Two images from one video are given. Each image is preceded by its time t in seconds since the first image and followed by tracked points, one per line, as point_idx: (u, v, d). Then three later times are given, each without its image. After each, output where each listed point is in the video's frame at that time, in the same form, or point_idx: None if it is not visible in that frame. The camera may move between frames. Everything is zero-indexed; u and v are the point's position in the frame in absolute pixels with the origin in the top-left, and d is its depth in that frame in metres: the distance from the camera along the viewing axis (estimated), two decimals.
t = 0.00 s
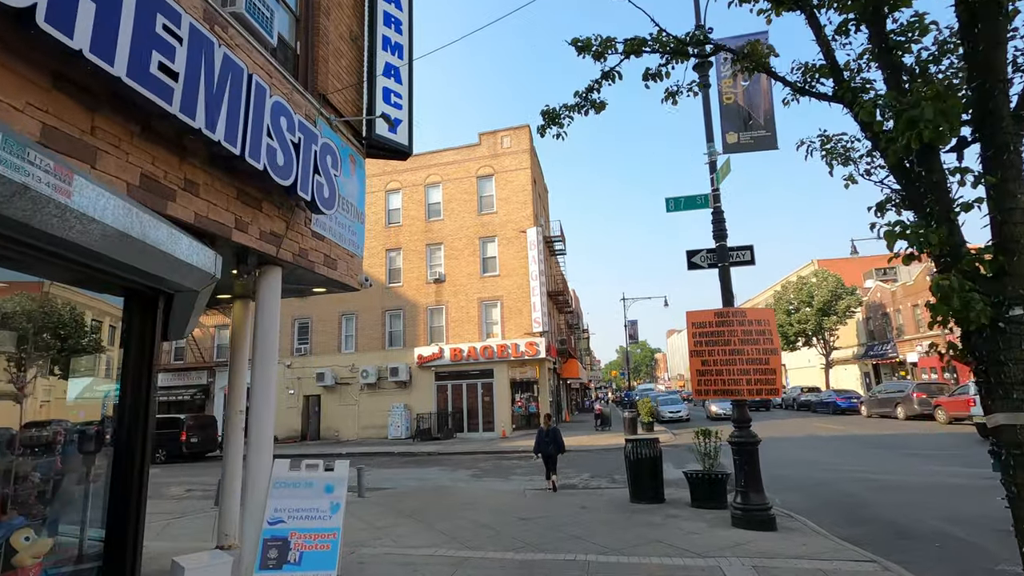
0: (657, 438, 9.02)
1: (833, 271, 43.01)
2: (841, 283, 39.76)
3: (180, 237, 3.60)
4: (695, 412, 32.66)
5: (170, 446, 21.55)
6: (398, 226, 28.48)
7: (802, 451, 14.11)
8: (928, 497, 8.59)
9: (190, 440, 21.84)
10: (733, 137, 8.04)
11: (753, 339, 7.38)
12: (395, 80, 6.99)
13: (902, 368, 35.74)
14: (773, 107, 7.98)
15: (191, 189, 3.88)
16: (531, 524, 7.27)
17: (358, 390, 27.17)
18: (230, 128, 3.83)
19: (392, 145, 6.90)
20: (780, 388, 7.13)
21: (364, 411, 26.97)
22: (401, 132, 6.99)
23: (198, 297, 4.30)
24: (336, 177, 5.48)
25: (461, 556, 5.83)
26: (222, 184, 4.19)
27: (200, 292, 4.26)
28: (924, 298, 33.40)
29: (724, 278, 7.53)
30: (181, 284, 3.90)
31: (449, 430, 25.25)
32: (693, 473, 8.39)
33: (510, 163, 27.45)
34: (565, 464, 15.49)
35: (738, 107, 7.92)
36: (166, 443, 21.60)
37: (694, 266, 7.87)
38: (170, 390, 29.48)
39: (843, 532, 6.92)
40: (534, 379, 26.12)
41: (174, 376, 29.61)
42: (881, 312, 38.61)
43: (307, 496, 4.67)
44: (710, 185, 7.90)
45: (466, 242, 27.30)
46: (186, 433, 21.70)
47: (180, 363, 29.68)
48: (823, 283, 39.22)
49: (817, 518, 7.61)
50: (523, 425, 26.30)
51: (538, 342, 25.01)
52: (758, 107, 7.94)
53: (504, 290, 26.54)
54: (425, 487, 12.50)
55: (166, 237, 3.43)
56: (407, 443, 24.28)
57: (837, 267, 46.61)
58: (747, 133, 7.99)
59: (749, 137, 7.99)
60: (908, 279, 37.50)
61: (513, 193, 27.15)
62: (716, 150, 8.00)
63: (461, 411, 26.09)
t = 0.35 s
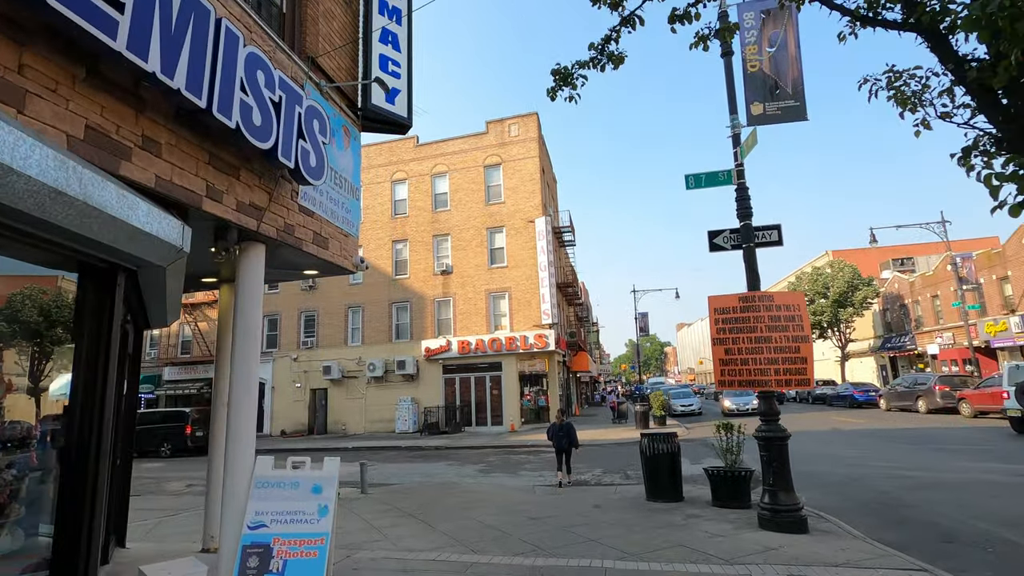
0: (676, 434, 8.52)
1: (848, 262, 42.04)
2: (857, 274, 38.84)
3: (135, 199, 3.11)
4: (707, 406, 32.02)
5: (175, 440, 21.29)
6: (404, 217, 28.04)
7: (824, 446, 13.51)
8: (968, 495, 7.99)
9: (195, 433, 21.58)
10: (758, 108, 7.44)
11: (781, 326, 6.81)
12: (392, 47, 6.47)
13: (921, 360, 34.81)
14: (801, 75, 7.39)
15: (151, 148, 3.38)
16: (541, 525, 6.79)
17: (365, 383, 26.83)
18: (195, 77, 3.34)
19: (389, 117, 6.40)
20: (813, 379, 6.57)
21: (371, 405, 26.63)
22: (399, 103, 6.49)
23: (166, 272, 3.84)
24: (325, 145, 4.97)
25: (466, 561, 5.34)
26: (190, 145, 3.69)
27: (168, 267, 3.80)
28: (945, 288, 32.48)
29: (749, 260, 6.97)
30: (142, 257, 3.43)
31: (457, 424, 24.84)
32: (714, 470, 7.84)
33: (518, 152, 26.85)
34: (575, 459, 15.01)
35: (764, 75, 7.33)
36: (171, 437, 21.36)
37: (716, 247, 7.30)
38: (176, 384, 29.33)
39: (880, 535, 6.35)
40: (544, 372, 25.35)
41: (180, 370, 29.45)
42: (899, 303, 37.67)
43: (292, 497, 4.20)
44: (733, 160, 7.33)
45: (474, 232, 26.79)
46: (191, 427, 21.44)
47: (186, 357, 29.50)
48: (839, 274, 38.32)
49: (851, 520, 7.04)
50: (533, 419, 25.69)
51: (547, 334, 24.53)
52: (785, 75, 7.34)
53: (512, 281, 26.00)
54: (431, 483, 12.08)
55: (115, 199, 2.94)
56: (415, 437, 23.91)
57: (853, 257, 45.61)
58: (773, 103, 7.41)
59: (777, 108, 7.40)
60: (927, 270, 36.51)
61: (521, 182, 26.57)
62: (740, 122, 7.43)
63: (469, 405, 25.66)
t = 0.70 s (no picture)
0: (690, 428, 8.02)
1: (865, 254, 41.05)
2: (875, 265, 37.88)
3: (59, 151, 2.66)
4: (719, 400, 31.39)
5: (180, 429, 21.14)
6: (411, 206, 27.61)
7: (845, 442, 12.91)
8: (1008, 498, 7.41)
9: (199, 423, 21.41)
10: (784, 77, 6.82)
11: (807, 313, 6.27)
12: (385, 9, 5.99)
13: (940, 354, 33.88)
14: (831, 41, 6.78)
15: (86, 96, 2.93)
16: (545, 525, 6.35)
17: (371, 374, 26.55)
18: (135, 13, 2.88)
19: (382, 84, 5.92)
20: (841, 371, 6.00)
21: (377, 396, 26.34)
22: (393, 71, 6.02)
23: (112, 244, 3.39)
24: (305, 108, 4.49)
25: (461, 567, 4.89)
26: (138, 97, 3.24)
27: (113, 238, 3.34)
28: (967, 280, 31.46)
29: (772, 242, 6.40)
30: (80, 224, 2.98)
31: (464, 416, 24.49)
32: (731, 468, 7.32)
33: (526, 139, 26.23)
34: (583, 453, 14.56)
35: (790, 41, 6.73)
36: (176, 427, 21.21)
37: (735, 229, 6.74)
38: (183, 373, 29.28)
39: (915, 542, 5.82)
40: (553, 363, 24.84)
41: (187, 359, 29.37)
42: (918, 295, 36.68)
43: (262, 498, 3.76)
44: (755, 134, 6.75)
45: (481, 221, 26.29)
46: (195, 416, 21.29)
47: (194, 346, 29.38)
48: (856, 265, 37.35)
49: (881, 524, 6.51)
50: (540, 411, 25.11)
51: (555, 325, 24.05)
52: (814, 41, 6.75)
53: (521, 271, 25.49)
54: (433, 477, 11.69)
55: (33, 151, 2.49)
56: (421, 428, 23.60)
57: (870, 249, 44.55)
58: (800, 72, 6.79)
59: (804, 77, 6.79)
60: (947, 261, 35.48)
61: (530, 170, 25.98)
62: (763, 93, 6.84)
63: (476, 396, 25.28)
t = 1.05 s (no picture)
0: (699, 423, 7.51)
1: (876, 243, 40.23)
2: (886, 254, 37.09)
3: None
4: (726, 392, 30.85)
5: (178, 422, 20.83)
6: (411, 194, 27.08)
7: (859, 437, 12.38)
8: None
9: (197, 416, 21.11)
10: (802, 42, 6.22)
11: (830, 300, 5.71)
12: None
13: (953, 345, 33.16)
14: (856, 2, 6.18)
15: None
16: (542, 530, 5.86)
17: (371, 365, 26.17)
18: None
19: (360, 50, 5.42)
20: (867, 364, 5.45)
21: (378, 388, 25.97)
22: (372, 35, 5.52)
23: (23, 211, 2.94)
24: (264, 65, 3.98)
25: None
26: (45, 39, 2.77)
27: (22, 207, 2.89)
28: (981, 268, 30.67)
29: (790, 221, 5.85)
30: None
31: (466, 408, 24.08)
32: (743, 466, 6.81)
33: (529, 125, 25.60)
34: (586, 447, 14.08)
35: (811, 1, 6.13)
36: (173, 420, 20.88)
37: (749, 208, 6.18)
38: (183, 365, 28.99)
39: (949, 552, 5.29)
40: (556, 354, 24.36)
41: (187, 351, 29.11)
42: (930, 285, 35.89)
43: (210, 511, 3.29)
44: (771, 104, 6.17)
45: (482, 210, 25.74)
46: (192, 409, 20.97)
47: (193, 338, 29.12)
48: (867, 255, 36.57)
49: (908, 530, 5.98)
50: (544, 404, 24.77)
51: (559, 316, 23.56)
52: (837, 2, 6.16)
53: (523, 260, 24.94)
54: (429, 472, 11.24)
55: None
56: (422, 421, 23.22)
57: (880, 237, 43.68)
58: (820, 36, 6.19)
59: (825, 41, 6.19)
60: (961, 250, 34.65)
61: (533, 157, 25.37)
62: (780, 59, 6.25)
63: (478, 389, 24.85)
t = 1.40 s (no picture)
0: (711, 413, 7.01)
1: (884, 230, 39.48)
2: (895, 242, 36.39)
3: None
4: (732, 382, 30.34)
5: (174, 414, 20.44)
6: (411, 182, 26.53)
7: (875, 427, 11.86)
8: None
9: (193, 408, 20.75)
10: None
11: (859, 277, 5.17)
12: None
13: (963, 334, 32.51)
14: None
15: None
16: (543, 529, 5.37)
17: (372, 356, 25.74)
18: None
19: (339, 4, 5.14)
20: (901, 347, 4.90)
21: (378, 379, 25.56)
22: None
23: None
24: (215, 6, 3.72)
25: None
26: None
27: None
28: (994, 255, 29.96)
29: (815, 189, 5.30)
30: None
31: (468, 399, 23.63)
32: (760, 460, 6.30)
33: (530, 110, 24.94)
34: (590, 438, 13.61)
35: None
36: (169, 412, 20.49)
37: (769, 176, 5.64)
38: (181, 357, 28.62)
39: (994, 554, 4.78)
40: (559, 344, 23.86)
41: (185, 343, 28.77)
42: (940, 273, 35.19)
43: (149, 516, 2.82)
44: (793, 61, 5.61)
45: (483, 196, 25.17)
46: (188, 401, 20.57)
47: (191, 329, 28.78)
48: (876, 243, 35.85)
49: (944, 528, 5.46)
50: (547, 394, 24.26)
51: (562, 304, 23.06)
52: None
53: (525, 248, 24.40)
54: (427, 466, 10.77)
55: None
56: (423, 412, 22.79)
57: (888, 225, 42.93)
58: None
59: None
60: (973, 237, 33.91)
61: (534, 142, 24.73)
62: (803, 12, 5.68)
63: (479, 380, 24.42)
